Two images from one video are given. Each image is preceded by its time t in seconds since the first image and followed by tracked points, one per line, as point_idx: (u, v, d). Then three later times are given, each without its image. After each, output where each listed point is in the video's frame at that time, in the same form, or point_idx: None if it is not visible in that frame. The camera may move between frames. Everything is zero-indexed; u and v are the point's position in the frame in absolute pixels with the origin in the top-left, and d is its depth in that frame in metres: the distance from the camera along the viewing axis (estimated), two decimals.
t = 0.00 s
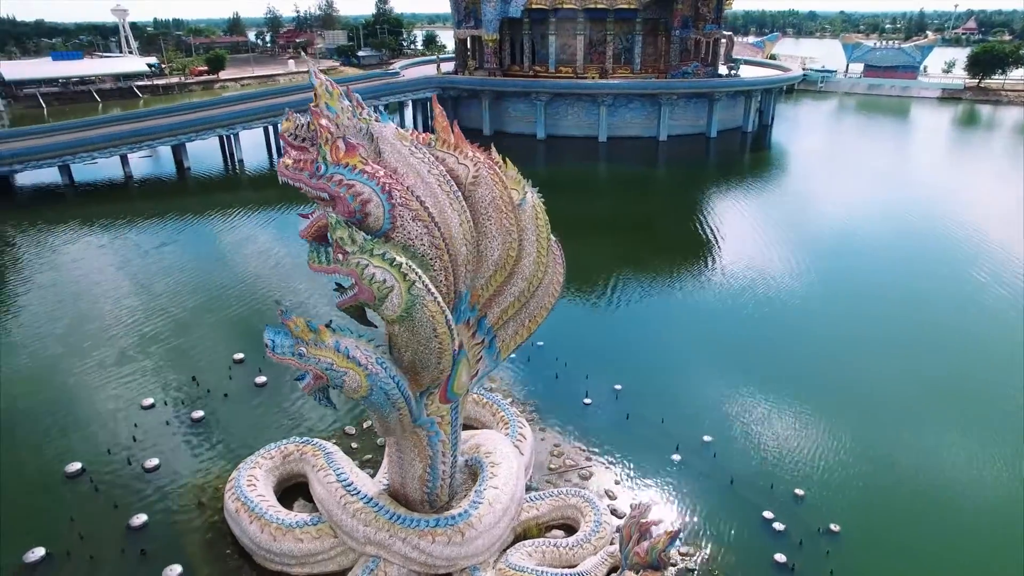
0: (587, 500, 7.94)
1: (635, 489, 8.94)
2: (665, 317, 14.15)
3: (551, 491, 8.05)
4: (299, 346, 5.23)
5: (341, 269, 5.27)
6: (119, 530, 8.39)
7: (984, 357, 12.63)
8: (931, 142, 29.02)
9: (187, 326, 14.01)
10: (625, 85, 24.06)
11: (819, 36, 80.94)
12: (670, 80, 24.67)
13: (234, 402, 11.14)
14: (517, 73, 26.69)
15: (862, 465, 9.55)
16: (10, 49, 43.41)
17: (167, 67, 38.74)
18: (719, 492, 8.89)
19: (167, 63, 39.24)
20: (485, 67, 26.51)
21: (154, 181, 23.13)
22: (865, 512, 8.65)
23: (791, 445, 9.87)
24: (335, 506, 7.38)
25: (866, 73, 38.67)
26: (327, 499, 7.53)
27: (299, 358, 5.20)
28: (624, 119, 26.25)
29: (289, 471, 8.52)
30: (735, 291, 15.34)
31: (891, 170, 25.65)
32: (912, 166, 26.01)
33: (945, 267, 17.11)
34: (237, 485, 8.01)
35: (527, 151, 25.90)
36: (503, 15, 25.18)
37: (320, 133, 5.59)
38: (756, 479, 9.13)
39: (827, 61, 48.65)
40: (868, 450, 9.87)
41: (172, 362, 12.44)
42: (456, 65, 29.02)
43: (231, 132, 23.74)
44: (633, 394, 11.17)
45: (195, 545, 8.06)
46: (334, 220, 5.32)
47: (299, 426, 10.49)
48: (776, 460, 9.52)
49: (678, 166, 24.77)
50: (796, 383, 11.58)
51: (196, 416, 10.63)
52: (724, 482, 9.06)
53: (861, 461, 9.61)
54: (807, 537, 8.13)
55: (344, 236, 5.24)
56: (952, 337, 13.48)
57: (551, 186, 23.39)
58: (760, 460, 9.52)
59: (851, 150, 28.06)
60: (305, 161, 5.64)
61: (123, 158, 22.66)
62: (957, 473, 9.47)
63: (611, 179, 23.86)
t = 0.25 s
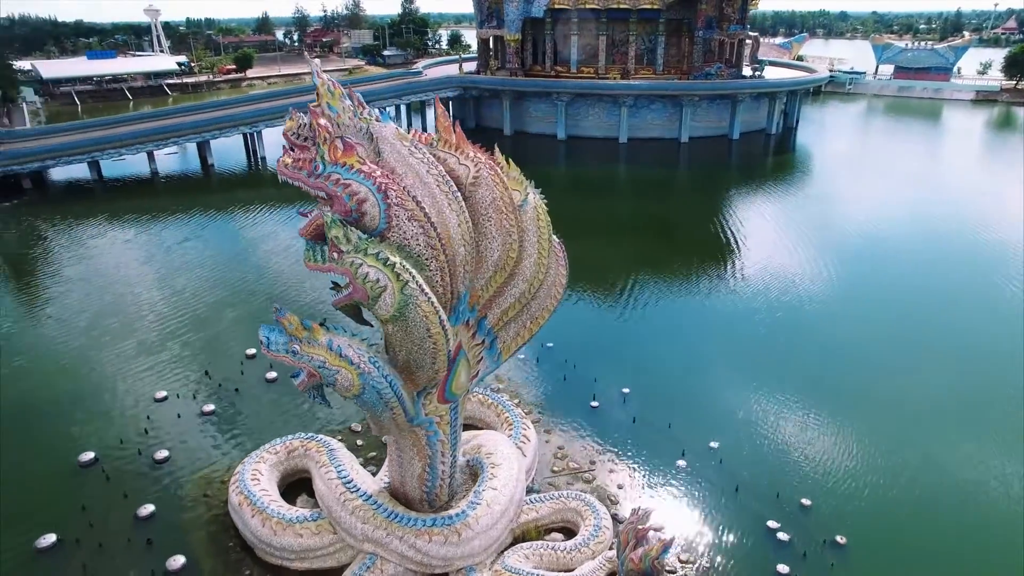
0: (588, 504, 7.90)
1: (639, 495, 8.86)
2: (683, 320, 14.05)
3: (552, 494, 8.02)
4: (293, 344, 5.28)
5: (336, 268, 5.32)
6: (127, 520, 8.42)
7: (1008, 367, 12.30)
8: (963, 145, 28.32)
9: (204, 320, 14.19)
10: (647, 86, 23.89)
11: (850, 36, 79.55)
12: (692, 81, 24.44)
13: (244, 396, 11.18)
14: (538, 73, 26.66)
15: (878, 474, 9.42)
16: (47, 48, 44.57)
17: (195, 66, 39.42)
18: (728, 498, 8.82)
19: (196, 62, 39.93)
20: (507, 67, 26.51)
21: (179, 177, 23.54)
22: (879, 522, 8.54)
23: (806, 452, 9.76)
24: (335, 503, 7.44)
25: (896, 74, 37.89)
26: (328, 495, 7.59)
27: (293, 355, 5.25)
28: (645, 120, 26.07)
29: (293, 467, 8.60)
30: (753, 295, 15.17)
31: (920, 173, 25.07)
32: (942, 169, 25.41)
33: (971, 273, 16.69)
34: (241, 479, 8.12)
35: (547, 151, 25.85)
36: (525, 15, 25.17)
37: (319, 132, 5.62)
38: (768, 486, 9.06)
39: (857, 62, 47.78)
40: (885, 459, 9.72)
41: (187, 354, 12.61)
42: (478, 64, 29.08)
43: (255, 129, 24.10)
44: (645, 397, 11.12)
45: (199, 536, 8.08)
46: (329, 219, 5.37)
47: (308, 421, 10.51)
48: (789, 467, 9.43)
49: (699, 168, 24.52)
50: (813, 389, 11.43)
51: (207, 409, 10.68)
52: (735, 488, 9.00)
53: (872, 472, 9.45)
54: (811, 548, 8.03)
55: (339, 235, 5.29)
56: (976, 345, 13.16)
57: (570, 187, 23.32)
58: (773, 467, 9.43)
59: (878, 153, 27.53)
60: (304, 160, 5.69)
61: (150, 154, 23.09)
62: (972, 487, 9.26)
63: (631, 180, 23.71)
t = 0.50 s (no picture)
0: (585, 508, 7.86)
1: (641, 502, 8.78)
2: (698, 324, 14.01)
3: (550, 496, 8.00)
4: (287, 341, 5.33)
5: (330, 267, 5.36)
6: (131, 511, 8.49)
7: None
8: (990, 149, 27.69)
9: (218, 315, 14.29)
10: (665, 88, 23.74)
11: (879, 36, 78.25)
12: (711, 82, 24.23)
13: (252, 391, 11.15)
14: (557, 74, 26.61)
15: (894, 482, 9.35)
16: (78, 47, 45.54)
17: (220, 64, 39.98)
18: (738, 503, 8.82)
19: (220, 60, 40.49)
20: (526, 67, 26.49)
21: (199, 174, 23.84)
22: (892, 530, 8.49)
23: (820, 459, 9.73)
24: (332, 499, 7.49)
25: (923, 76, 37.20)
26: (325, 492, 7.64)
27: (286, 353, 5.30)
28: (663, 122, 25.91)
29: (295, 463, 8.68)
30: (769, 299, 15.06)
31: (946, 177, 24.56)
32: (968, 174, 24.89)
33: (993, 280, 16.32)
34: (243, 473, 8.20)
35: (564, 152, 25.78)
36: (544, 15, 25.12)
37: (316, 131, 5.65)
38: (780, 491, 9.05)
39: (884, 64, 47.02)
40: (902, 467, 9.65)
41: (199, 348, 12.70)
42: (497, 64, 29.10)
43: (273, 127, 24.37)
44: (657, 401, 11.13)
45: (200, 529, 8.15)
46: (325, 219, 5.40)
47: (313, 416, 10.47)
48: (802, 473, 9.41)
49: (717, 170, 24.28)
50: (829, 394, 11.36)
51: (215, 403, 10.65)
52: (745, 493, 9.00)
53: (879, 481, 9.34)
54: (811, 558, 7.97)
55: (334, 234, 5.33)
56: (995, 356, 12.91)
57: (585, 188, 23.23)
58: (785, 472, 9.42)
59: (902, 157, 27.06)
60: (301, 159, 5.74)
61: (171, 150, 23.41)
62: (981, 499, 9.12)
63: (647, 182, 23.57)
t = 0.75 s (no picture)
0: (586, 512, 7.81)
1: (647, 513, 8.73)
2: (719, 326, 13.97)
3: (551, 499, 7.97)
4: (282, 337, 5.35)
5: (326, 265, 5.38)
6: (140, 501, 8.60)
7: None
8: None
9: (236, 309, 14.46)
10: (688, 89, 23.52)
11: (915, 37, 76.54)
12: (735, 84, 23.94)
13: (264, 385, 11.16)
14: (580, 74, 26.51)
15: (912, 490, 9.31)
16: (113, 46, 46.62)
17: (249, 63, 40.59)
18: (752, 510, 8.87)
19: (249, 59, 41.11)
20: (549, 67, 26.43)
21: (225, 170, 24.21)
22: (909, 540, 8.47)
23: (837, 466, 9.72)
24: (332, 495, 7.54)
25: (958, 79, 36.30)
26: (326, 487, 7.70)
27: (281, 349, 5.32)
28: (686, 123, 25.66)
29: (300, 458, 8.76)
30: (787, 303, 14.91)
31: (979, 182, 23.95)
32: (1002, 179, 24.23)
33: None
34: (248, 467, 8.29)
35: (586, 152, 25.67)
36: (568, 15, 25.04)
37: (317, 130, 5.74)
38: (795, 499, 9.07)
39: (918, 66, 45.98)
40: (921, 475, 9.59)
41: (216, 342, 12.87)
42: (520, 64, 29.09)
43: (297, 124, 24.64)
44: (673, 404, 11.19)
45: (206, 521, 8.24)
46: (322, 217, 5.44)
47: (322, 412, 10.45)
48: (819, 481, 9.42)
49: (740, 173, 23.97)
50: (846, 402, 11.28)
51: (227, 397, 10.68)
52: (760, 500, 9.05)
53: (889, 492, 9.27)
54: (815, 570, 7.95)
55: (330, 232, 5.35)
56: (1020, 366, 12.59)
57: (606, 189, 23.10)
58: (801, 480, 9.44)
59: (934, 161, 26.43)
60: (301, 157, 5.81)
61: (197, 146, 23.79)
62: (994, 513, 8.99)
63: (669, 183, 23.37)
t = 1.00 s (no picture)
0: (589, 515, 7.75)
1: (657, 523, 8.62)
2: (741, 327, 13.90)
3: (554, 501, 7.92)
4: (281, 334, 5.39)
5: (326, 262, 5.41)
6: (150, 492, 8.73)
7: None
8: None
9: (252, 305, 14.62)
10: (710, 90, 23.28)
11: (949, 37, 74.92)
12: (759, 85, 23.63)
13: (276, 380, 11.27)
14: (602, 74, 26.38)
15: (936, 499, 9.24)
16: (144, 44, 47.56)
17: (274, 62, 41.11)
18: (772, 512, 8.88)
19: (275, 58, 41.63)
20: (571, 67, 26.34)
21: (248, 168, 24.53)
22: (931, 549, 8.44)
23: (861, 471, 9.68)
24: (335, 491, 7.57)
25: (992, 80, 35.44)
26: (330, 483, 7.73)
27: (279, 346, 5.36)
28: (708, 124, 25.40)
29: (307, 454, 8.83)
30: (805, 307, 14.72)
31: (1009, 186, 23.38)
32: None
33: None
34: (255, 461, 8.38)
35: (606, 153, 25.54)
36: (590, 15, 24.94)
37: (319, 129, 5.75)
38: (816, 502, 9.07)
39: (950, 67, 45.02)
40: (946, 485, 9.51)
41: (232, 337, 13.04)
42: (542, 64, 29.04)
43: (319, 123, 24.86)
44: (687, 405, 11.18)
45: (213, 514, 8.35)
46: (321, 215, 5.46)
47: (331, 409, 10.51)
48: (841, 485, 9.40)
49: (763, 175, 23.66)
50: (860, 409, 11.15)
51: (239, 392, 10.77)
52: (782, 502, 9.05)
53: (900, 502, 9.17)
54: None
55: (330, 230, 5.38)
56: None
57: (625, 190, 22.95)
58: (823, 484, 9.42)
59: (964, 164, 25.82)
60: (304, 155, 5.83)
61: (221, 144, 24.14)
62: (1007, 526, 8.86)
63: (689, 185, 23.15)
